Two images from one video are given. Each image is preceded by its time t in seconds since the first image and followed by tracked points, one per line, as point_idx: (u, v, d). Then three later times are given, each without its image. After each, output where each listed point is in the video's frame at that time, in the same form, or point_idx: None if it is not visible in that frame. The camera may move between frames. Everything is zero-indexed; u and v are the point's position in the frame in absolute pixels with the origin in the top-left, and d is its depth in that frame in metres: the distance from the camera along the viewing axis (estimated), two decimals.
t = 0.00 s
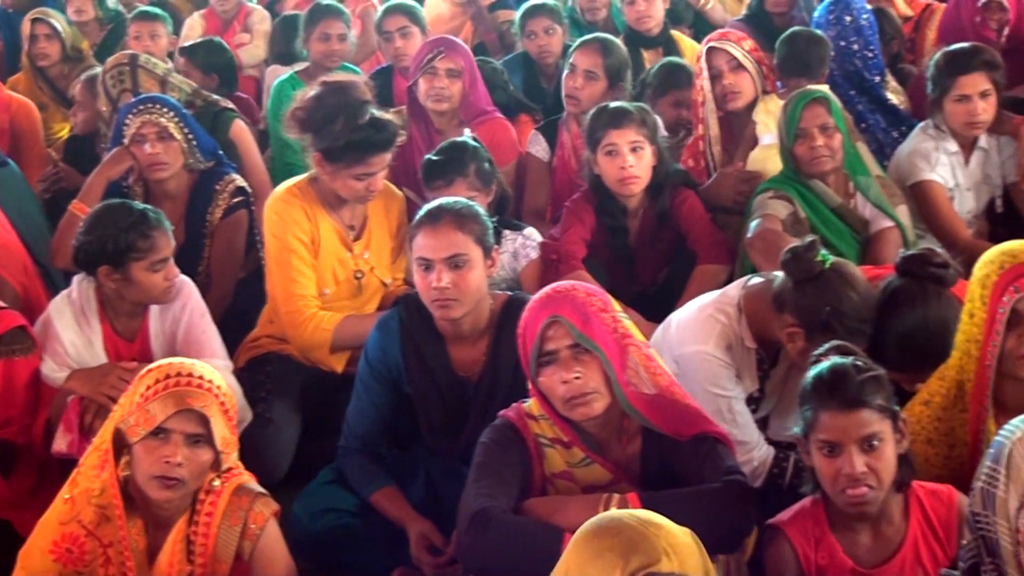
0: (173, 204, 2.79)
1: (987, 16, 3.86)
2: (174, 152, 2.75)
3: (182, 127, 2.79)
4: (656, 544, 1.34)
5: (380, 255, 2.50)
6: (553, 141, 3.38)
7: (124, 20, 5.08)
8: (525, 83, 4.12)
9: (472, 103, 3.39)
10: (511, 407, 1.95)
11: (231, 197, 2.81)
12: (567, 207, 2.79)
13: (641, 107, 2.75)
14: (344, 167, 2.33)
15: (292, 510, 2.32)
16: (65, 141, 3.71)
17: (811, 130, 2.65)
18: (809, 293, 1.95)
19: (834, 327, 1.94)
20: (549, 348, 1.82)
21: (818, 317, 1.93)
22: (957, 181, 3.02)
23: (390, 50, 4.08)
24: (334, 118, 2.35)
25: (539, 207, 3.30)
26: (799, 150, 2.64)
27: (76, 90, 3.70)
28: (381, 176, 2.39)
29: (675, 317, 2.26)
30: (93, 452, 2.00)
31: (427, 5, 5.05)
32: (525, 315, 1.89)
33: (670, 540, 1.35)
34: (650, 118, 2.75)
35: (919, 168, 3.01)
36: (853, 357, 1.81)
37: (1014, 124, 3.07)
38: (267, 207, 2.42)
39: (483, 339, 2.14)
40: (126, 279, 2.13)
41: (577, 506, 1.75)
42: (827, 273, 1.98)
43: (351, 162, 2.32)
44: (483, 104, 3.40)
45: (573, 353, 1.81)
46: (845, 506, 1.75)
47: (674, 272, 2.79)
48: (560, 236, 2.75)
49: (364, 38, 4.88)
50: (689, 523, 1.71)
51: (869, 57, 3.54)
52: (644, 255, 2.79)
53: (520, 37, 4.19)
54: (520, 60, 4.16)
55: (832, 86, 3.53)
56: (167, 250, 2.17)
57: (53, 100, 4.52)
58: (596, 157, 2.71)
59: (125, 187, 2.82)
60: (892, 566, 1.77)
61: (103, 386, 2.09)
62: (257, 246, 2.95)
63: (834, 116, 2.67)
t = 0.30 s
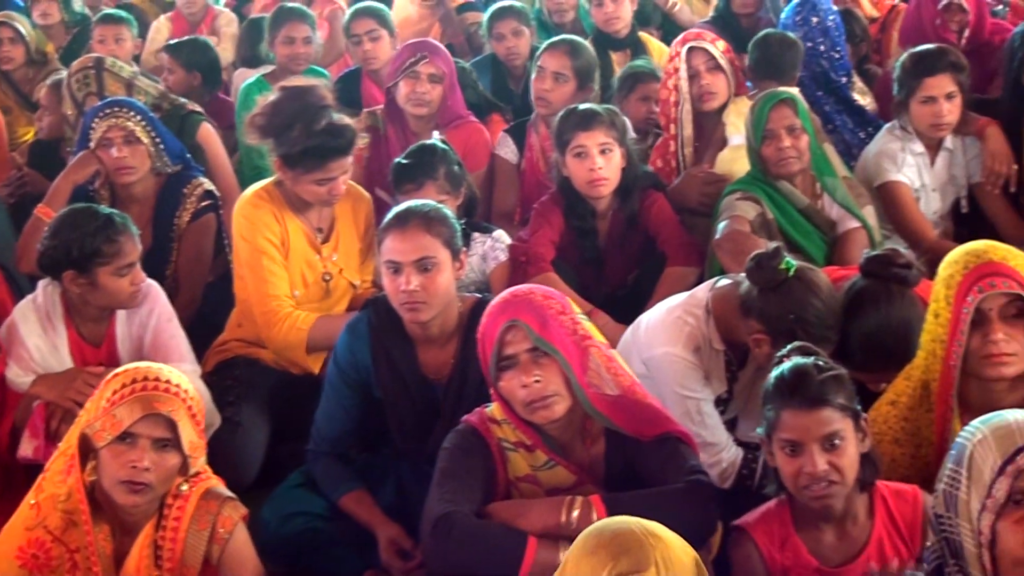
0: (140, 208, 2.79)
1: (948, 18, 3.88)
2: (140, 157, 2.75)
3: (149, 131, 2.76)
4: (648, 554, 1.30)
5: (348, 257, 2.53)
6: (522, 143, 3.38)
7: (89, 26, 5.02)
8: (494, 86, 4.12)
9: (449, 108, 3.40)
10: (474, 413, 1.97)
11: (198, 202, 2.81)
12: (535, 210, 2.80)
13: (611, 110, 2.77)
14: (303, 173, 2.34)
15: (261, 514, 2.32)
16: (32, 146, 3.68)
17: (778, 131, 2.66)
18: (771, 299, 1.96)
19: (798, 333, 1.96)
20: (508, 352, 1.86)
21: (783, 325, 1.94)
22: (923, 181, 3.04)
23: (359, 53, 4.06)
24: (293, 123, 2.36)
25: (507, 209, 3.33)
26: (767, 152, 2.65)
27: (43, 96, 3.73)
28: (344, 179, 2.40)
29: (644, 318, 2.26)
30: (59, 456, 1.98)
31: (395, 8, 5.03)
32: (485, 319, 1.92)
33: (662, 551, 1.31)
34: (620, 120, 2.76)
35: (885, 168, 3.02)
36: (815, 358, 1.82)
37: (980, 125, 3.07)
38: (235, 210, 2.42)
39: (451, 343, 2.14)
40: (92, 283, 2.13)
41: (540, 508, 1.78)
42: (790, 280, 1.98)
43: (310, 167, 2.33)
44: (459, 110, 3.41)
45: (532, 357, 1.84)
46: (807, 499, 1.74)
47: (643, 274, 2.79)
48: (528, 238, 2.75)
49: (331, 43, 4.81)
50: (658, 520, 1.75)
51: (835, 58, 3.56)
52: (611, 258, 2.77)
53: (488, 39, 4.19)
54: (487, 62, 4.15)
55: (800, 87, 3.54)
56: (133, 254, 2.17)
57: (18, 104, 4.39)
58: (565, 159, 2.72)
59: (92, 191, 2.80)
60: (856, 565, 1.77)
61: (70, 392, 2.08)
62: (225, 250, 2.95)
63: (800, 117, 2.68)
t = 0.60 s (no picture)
0: (109, 212, 2.79)
1: (917, 21, 3.84)
2: (108, 160, 2.74)
3: (118, 134, 2.76)
4: (621, 556, 1.37)
5: (320, 258, 2.54)
6: (491, 145, 3.38)
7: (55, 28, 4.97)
8: (463, 88, 4.12)
9: (423, 112, 3.41)
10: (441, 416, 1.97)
11: (167, 205, 2.80)
12: (505, 212, 2.81)
13: (581, 112, 2.78)
14: (268, 176, 2.38)
15: (231, 518, 2.31)
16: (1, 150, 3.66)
17: (747, 132, 2.67)
18: (747, 295, 1.95)
19: (773, 328, 1.94)
20: (472, 355, 1.86)
21: (757, 319, 1.93)
22: (890, 181, 3.06)
23: (329, 56, 4.04)
24: (257, 128, 2.41)
25: (477, 211, 3.36)
26: (735, 153, 2.67)
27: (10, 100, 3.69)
28: (311, 182, 2.43)
29: (615, 319, 2.26)
30: (26, 460, 1.95)
31: (365, 9, 5.02)
32: (449, 322, 1.92)
33: (635, 554, 1.38)
34: (590, 122, 2.78)
35: (853, 169, 3.03)
36: (791, 356, 1.81)
37: (946, 125, 3.11)
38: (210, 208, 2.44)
39: (422, 345, 2.14)
40: (59, 286, 2.12)
41: (507, 510, 1.78)
42: (765, 273, 1.98)
43: (274, 171, 2.37)
44: (433, 114, 3.42)
45: (496, 359, 1.85)
46: (776, 494, 1.74)
47: (613, 276, 2.80)
48: (498, 240, 2.76)
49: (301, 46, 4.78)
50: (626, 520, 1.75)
51: (804, 58, 3.56)
52: (583, 259, 2.79)
53: (458, 41, 4.20)
54: (456, 65, 4.15)
55: (769, 88, 3.54)
56: (101, 257, 2.17)
57: None
58: (534, 161, 2.73)
59: (59, 195, 2.77)
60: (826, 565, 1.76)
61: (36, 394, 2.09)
62: (195, 254, 2.95)
63: (771, 119, 2.69)
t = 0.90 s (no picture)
0: (79, 214, 2.78)
1: (886, 22, 3.85)
2: (77, 162, 2.73)
3: (87, 136, 2.76)
4: (590, 558, 1.36)
5: (294, 262, 2.54)
6: (463, 146, 3.39)
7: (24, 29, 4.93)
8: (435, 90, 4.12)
9: (395, 113, 3.41)
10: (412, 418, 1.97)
11: (137, 207, 2.81)
12: (477, 213, 2.82)
13: (551, 112, 2.79)
14: (247, 179, 2.38)
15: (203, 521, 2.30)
16: None
17: (719, 132, 2.68)
18: (710, 282, 1.96)
19: (739, 313, 1.94)
20: (441, 358, 1.86)
21: (724, 304, 1.93)
22: (861, 181, 3.07)
23: (299, 57, 4.05)
24: (237, 130, 2.41)
25: (449, 211, 3.35)
26: (707, 153, 2.69)
27: None
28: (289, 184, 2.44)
29: (587, 319, 2.26)
30: None
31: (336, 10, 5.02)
32: (419, 324, 1.92)
33: (604, 556, 1.37)
34: (560, 122, 2.79)
35: (825, 169, 3.04)
36: (765, 355, 1.81)
37: (916, 124, 3.11)
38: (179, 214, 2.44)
39: (395, 346, 2.13)
40: (27, 289, 2.13)
41: (477, 512, 1.77)
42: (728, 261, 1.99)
43: (254, 174, 2.38)
44: (405, 116, 3.42)
45: (466, 361, 1.85)
46: (755, 497, 1.74)
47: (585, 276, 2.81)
48: (470, 241, 2.77)
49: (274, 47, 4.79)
50: (599, 520, 1.75)
51: (775, 58, 3.56)
52: (553, 258, 2.79)
53: (429, 42, 4.20)
54: (427, 66, 4.16)
55: (740, 88, 3.55)
56: (70, 260, 2.18)
57: None
58: (506, 162, 2.74)
59: (27, 198, 2.75)
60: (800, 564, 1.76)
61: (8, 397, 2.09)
62: (166, 256, 2.95)
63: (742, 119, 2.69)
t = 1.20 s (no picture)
0: (43, 217, 2.77)
1: (854, 22, 3.86)
2: (42, 165, 2.72)
3: (51, 138, 2.75)
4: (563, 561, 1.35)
5: (266, 266, 2.53)
6: (432, 146, 3.39)
7: None
8: (404, 91, 4.12)
9: (362, 114, 3.40)
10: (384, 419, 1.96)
11: (103, 210, 2.81)
12: (445, 214, 2.82)
13: (520, 113, 2.80)
14: (210, 192, 2.39)
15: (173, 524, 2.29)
16: None
17: (687, 131, 2.69)
18: (673, 273, 1.97)
19: (703, 298, 1.95)
20: (412, 357, 1.86)
21: (687, 291, 1.94)
22: (828, 180, 3.07)
23: (267, 59, 4.01)
24: (200, 142, 2.41)
25: (418, 211, 3.34)
26: (675, 152, 2.69)
27: None
28: (254, 196, 2.43)
29: (557, 319, 2.26)
30: None
31: (303, 12, 5.01)
32: (390, 325, 1.91)
33: (577, 559, 1.36)
34: (529, 123, 2.79)
35: (792, 168, 3.06)
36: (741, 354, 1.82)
37: (882, 124, 3.13)
38: (154, 218, 2.44)
39: (364, 347, 2.13)
40: None
41: (447, 514, 1.77)
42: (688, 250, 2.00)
43: (216, 187, 2.38)
44: (372, 117, 3.42)
45: (436, 361, 1.84)
46: (726, 496, 1.74)
47: (554, 277, 2.82)
48: (438, 241, 2.77)
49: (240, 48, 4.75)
50: (569, 520, 1.75)
51: (742, 58, 3.57)
52: (522, 258, 2.80)
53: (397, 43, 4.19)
54: (395, 67, 4.15)
55: (708, 87, 3.56)
56: (40, 258, 2.18)
57: None
58: (474, 163, 2.74)
59: None
60: (770, 562, 1.76)
61: None
62: (133, 258, 2.93)
63: (709, 118, 2.72)
